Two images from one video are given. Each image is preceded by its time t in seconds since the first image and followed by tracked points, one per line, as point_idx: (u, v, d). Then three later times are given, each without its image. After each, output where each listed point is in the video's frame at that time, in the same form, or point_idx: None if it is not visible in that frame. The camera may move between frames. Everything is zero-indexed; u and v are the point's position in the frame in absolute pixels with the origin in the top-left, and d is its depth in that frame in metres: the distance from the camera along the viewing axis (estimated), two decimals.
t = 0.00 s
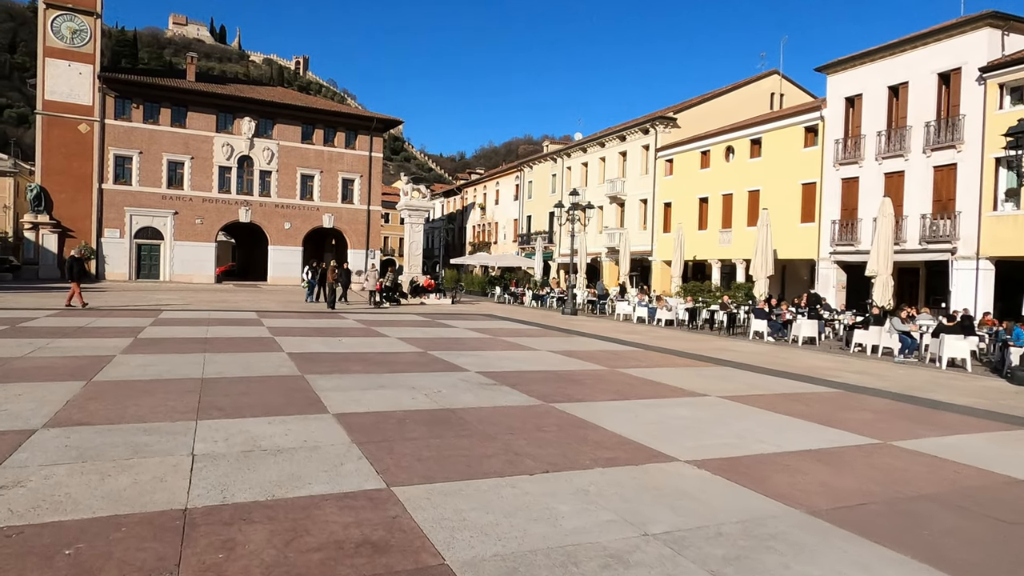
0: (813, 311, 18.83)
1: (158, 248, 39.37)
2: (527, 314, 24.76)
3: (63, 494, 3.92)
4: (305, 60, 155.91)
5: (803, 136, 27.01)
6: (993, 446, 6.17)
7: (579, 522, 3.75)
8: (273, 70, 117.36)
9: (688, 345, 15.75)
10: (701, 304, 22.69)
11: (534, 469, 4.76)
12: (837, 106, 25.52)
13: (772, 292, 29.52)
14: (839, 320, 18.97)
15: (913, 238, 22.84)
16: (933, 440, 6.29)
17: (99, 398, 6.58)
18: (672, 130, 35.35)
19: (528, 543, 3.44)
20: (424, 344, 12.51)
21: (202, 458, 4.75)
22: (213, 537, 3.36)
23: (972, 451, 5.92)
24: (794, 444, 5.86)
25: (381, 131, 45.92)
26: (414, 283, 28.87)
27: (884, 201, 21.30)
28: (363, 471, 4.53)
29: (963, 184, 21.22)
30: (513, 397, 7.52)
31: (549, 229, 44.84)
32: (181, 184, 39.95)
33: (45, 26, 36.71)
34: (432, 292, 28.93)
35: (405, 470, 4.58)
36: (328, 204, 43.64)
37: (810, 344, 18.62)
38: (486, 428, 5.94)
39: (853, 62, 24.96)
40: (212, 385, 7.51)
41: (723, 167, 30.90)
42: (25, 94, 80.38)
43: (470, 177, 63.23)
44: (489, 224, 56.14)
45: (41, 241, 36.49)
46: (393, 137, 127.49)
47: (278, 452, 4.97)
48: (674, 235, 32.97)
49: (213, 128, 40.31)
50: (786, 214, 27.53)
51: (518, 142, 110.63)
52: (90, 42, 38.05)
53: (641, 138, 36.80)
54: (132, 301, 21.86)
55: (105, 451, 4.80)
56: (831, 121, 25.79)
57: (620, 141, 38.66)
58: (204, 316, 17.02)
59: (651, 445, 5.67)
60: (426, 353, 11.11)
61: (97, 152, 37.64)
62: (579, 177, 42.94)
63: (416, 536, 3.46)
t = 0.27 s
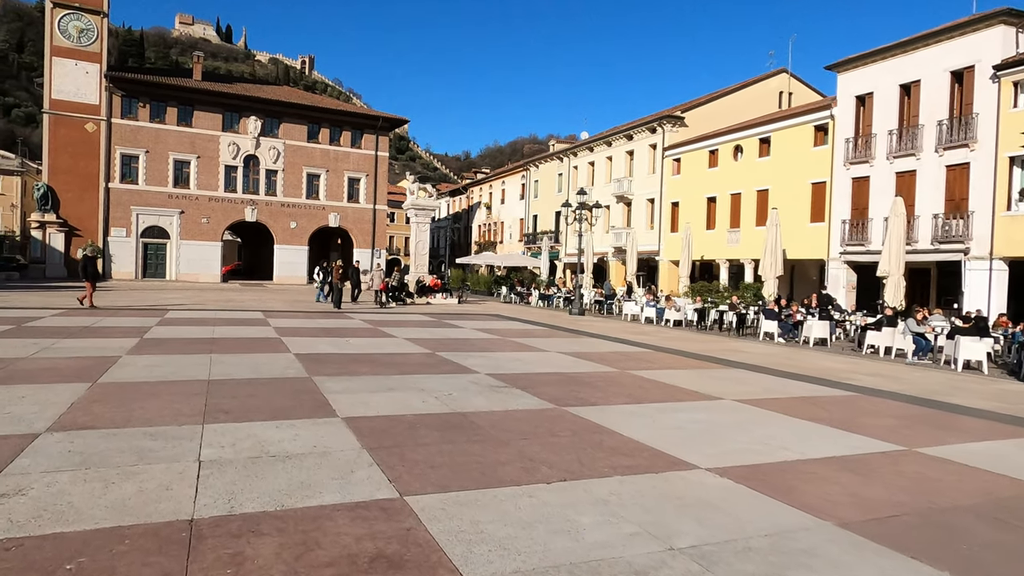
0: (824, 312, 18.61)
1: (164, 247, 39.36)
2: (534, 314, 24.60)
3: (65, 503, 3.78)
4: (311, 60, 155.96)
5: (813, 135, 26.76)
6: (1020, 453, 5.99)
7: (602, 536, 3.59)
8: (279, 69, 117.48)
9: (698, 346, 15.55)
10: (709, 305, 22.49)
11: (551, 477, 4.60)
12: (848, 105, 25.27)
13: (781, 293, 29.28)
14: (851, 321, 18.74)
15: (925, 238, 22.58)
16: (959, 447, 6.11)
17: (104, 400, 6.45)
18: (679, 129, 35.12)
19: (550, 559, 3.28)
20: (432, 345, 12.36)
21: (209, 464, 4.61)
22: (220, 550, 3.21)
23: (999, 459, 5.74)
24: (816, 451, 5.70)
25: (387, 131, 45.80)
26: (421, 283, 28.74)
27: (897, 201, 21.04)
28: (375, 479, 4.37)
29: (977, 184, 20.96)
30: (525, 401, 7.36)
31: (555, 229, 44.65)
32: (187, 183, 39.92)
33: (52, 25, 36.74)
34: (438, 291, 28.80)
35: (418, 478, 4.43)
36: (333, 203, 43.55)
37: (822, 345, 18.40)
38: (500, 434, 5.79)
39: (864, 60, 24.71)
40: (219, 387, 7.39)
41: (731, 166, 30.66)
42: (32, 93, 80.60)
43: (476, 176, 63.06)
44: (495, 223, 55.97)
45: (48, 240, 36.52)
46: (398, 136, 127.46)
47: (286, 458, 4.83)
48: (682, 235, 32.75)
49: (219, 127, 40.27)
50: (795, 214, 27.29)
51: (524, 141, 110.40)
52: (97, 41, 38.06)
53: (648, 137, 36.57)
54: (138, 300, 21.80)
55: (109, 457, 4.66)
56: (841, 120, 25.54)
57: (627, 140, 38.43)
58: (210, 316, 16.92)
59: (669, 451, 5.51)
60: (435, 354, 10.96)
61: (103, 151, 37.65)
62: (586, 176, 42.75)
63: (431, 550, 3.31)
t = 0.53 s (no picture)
0: (835, 313, 18.37)
1: (170, 246, 39.30)
2: (541, 315, 24.40)
3: (60, 511, 3.61)
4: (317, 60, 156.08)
5: (822, 134, 26.50)
6: None
7: (622, 548, 3.41)
8: (284, 69, 117.63)
9: (709, 347, 15.32)
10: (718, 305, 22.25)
11: (565, 484, 4.42)
12: (858, 103, 25.00)
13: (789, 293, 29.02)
14: (863, 322, 18.48)
15: (936, 238, 22.30)
16: (986, 452, 5.90)
17: (105, 402, 6.29)
18: (686, 128, 34.87)
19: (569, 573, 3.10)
20: (438, 346, 12.18)
21: (212, 470, 4.44)
22: (221, 563, 3.04)
23: None
24: (838, 456, 5.50)
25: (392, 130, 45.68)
26: (426, 283, 28.59)
27: (909, 200, 20.75)
28: (383, 486, 4.19)
29: (990, 183, 20.68)
30: (535, 403, 7.16)
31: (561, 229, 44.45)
32: (192, 182, 39.87)
33: (58, 24, 36.75)
34: (444, 291, 28.64)
35: (428, 484, 4.25)
36: (339, 203, 43.45)
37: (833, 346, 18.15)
38: (511, 438, 5.61)
39: (875, 58, 24.44)
40: (223, 389, 7.22)
41: (739, 166, 30.41)
42: (39, 93, 80.85)
43: (481, 175, 62.89)
44: (500, 223, 55.80)
45: (54, 239, 36.52)
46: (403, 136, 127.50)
47: (292, 463, 4.66)
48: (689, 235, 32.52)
49: (225, 126, 40.22)
50: (804, 214, 27.03)
51: (528, 141, 110.22)
52: (103, 40, 38.05)
53: (655, 136, 36.32)
54: (143, 300, 21.70)
55: (109, 462, 4.50)
56: (851, 119, 25.27)
57: (633, 140, 38.20)
58: (214, 315, 16.78)
59: (687, 457, 5.31)
60: (441, 354, 10.77)
61: (109, 150, 37.63)
62: (592, 176, 42.52)
63: (444, 563, 3.14)
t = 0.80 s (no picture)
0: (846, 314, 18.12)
1: (174, 247, 39.22)
2: (546, 315, 24.19)
3: (50, 527, 3.42)
4: (321, 60, 156.14)
5: (831, 133, 26.23)
6: None
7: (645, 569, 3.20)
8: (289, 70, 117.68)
9: (718, 349, 15.09)
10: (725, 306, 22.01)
11: (581, 496, 4.20)
12: (867, 102, 24.73)
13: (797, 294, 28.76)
14: (873, 324, 18.24)
15: (947, 238, 22.02)
16: (1016, 462, 5.66)
17: (103, 407, 6.10)
18: (692, 128, 34.60)
19: None
20: (444, 348, 11.97)
21: (211, 480, 4.25)
22: None
23: None
24: (864, 466, 5.27)
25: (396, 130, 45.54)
26: (431, 283, 28.41)
27: (920, 200, 20.46)
28: (389, 499, 3.99)
29: (1003, 182, 20.40)
30: (545, 408, 6.95)
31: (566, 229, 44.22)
32: (196, 183, 39.78)
33: (62, 24, 36.71)
34: (448, 292, 28.46)
35: (437, 497, 4.05)
36: (343, 203, 43.31)
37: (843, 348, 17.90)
38: (523, 446, 5.39)
39: (884, 57, 24.17)
40: (224, 393, 7.03)
41: (746, 166, 30.15)
42: (44, 93, 81.02)
43: (486, 175, 62.71)
44: (505, 223, 55.61)
45: (58, 239, 36.47)
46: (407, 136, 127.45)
47: (294, 473, 4.46)
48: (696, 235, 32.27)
49: (229, 126, 40.12)
50: (812, 214, 26.75)
51: (532, 141, 110.04)
52: (107, 40, 37.99)
53: (661, 135, 36.06)
54: (146, 300, 21.55)
55: (104, 472, 4.31)
56: (860, 117, 24.99)
57: (639, 139, 37.95)
58: (218, 316, 16.61)
59: (706, 466, 5.10)
60: (448, 357, 10.57)
61: (113, 150, 37.57)
62: (597, 176, 42.30)
63: None
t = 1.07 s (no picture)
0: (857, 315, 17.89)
1: (179, 247, 39.17)
2: (553, 316, 24.00)
3: (47, 541, 3.27)
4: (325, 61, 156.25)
5: (840, 132, 25.99)
6: None
7: None
8: (293, 71, 117.82)
9: (728, 350, 14.89)
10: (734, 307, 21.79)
11: (601, 507, 4.03)
12: (877, 100, 24.47)
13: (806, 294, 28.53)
14: (885, 325, 18.01)
15: (959, 237, 21.76)
16: None
17: (106, 412, 5.95)
18: (699, 127, 34.36)
19: None
20: (452, 349, 11.80)
21: (216, 489, 4.09)
22: None
23: None
24: (891, 474, 5.07)
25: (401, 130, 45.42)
26: (436, 284, 28.27)
27: (932, 199, 20.21)
28: (401, 511, 3.81)
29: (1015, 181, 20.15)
30: (558, 412, 6.78)
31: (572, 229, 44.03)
32: (201, 183, 39.73)
33: (68, 25, 36.72)
34: (454, 292, 28.32)
35: (450, 508, 3.88)
36: (348, 203, 43.20)
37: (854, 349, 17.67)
38: (536, 452, 5.22)
39: (894, 54, 23.92)
40: (229, 397, 6.88)
41: (754, 165, 29.90)
42: (50, 95, 81.28)
43: (491, 175, 62.54)
44: (510, 223, 55.44)
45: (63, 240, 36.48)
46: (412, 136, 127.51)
47: (301, 481, 4.30)
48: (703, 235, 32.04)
49: (234, 127, 40.08)
50: (822, 213, 26.50)
51: (537, 142, 109.85)
52: (113, 41, 37.98)
53: (667, 135, 35.82)
54: (152, 301, 21.45)
55: (105, 480, 4.15)
56: (869, 116, 24.74)
57: (645, 138, 37.71)
58: (223, 317, 16.48)
59: (728, 474, 4.92)
60: (455, 359, 10.39)
61: (119, 151, 37.54)
62: (603, 175, 42.09)
63: None
